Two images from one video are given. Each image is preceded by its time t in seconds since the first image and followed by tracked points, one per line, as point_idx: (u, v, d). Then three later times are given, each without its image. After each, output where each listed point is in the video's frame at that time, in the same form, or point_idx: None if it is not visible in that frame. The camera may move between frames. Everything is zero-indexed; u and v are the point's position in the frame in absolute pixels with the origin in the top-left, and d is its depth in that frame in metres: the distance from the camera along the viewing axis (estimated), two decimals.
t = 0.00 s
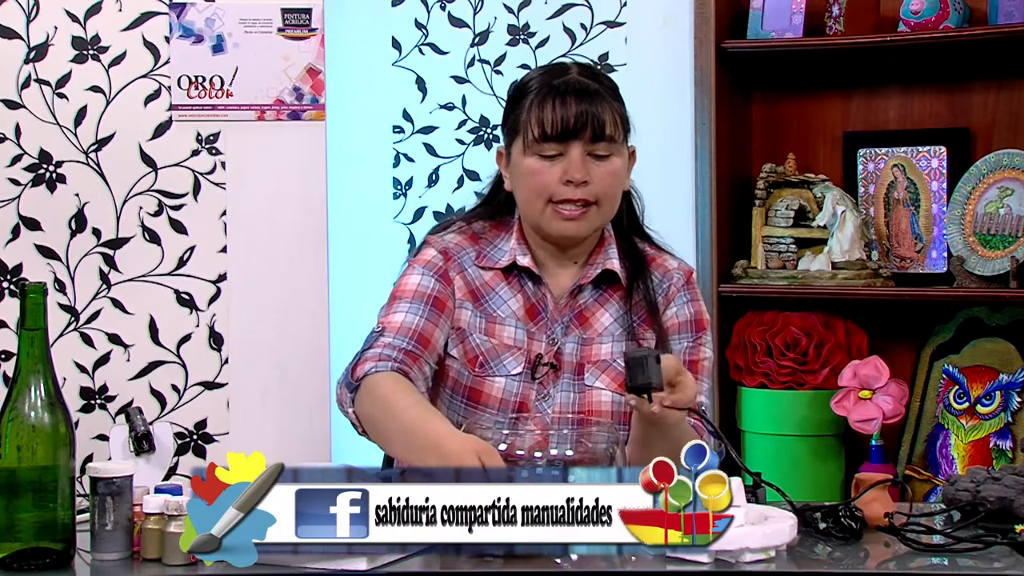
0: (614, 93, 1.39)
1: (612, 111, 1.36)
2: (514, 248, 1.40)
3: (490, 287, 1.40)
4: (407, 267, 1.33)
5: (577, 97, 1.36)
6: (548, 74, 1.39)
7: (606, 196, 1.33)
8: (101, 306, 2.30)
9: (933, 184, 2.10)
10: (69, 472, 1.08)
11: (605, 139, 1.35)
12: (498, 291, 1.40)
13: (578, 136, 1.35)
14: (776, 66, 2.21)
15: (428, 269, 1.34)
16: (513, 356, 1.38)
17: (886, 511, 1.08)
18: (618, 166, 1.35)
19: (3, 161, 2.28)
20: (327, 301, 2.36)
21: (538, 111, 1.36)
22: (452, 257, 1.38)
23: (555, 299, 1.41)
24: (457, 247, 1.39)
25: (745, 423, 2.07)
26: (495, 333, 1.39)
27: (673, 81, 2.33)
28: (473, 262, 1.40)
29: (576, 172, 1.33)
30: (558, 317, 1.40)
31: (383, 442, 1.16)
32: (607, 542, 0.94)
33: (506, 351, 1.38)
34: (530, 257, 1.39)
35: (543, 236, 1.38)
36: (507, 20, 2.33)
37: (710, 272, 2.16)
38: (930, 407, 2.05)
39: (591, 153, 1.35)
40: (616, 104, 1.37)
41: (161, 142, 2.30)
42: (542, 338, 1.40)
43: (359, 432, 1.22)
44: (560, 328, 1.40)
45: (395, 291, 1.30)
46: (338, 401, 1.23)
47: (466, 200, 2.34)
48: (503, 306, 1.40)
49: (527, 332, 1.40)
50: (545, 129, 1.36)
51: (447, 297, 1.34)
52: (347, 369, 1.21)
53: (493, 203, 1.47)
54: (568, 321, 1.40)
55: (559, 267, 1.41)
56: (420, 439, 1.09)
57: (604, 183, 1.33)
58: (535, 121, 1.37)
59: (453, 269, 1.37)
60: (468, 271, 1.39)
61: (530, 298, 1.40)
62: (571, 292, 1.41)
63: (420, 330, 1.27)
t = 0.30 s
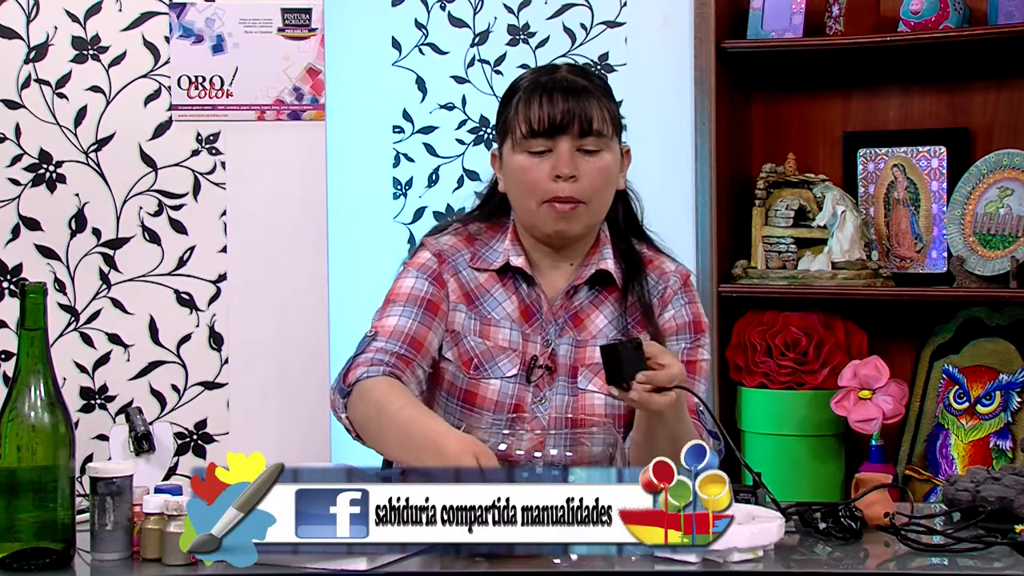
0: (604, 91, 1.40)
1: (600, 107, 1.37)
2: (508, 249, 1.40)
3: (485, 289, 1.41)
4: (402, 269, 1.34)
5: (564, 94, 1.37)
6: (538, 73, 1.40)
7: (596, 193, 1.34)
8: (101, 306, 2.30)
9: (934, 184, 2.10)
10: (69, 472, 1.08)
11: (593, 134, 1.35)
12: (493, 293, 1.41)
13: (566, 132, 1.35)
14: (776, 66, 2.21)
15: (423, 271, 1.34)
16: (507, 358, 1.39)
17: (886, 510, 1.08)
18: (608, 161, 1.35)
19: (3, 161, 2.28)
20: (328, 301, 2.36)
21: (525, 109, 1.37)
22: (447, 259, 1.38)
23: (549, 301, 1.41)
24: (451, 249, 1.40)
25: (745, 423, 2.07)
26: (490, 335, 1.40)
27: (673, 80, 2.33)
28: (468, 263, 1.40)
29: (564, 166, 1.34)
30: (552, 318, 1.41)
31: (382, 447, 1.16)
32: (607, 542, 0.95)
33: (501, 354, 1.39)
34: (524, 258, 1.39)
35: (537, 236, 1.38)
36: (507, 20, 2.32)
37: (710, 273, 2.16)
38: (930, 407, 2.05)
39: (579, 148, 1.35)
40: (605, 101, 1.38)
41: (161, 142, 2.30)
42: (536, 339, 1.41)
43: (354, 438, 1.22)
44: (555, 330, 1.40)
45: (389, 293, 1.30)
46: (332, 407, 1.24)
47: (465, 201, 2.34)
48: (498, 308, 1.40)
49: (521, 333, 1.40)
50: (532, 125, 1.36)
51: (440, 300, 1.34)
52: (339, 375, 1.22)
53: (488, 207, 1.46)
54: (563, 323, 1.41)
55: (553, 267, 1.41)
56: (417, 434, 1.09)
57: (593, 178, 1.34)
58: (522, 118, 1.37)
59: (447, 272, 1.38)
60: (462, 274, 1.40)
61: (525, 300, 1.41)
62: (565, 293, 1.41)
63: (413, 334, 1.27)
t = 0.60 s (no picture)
0: (599, 92, 1.39)
1: (593, 109, 1.36)
2: (508, 253, 1.40)
3: (485, 293, 1.40)
4: (401, 275, 1.34)
5: (556, 97, 1.37)
6: (533, 76, 1.39)
7: (593, 196, 1.35)
8: (101, 306, 2.30)
9: (934, 184, 2.10)
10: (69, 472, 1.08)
11: (587, 138, 1.36)
12: (492, 297, 1.40)
13: (559, 137, 1.36)
14: (776, 66, 2.21)
15: (422, 277, 1.34)
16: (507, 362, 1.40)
17: (886, 510, 1.08)
18: (603, 163, 1.36)
19: (3, 161, 2.28)
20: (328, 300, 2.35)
21: (517, 114, 1.37)
22: (446, 263, 1.38)
23: (549, 306, 1.42)
24: (451, 252, 1.39)
25: (745, 423, 2.07)
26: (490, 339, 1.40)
27: (673, 80, 2.32)
28: (467, 266, 1.39)
29: (559, 172, 1.34)
30: (551, 322, 1.42)
31: (418, 428, 1.17)
32: (607, 542, 0.95)
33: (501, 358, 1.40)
34: (523, 262, 1.39)
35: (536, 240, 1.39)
36: (507, 20, 2.32)
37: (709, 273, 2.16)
38: (930, 407, 2.05)
39: (573, 152, 1.35)
40: (599, 103, 1.37)
41: (161, 142, 2.30)
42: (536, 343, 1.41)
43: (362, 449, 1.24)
44: (554, 334, 1.41)
45: (389, 300, 1.31)
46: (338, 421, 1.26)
47: (465, 200, 2.31)
48: (498, 312, 1.40)
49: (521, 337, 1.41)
50: (525, 131, 1.36)
51: (440, 305, 1.34)
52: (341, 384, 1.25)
53: (489, 207, 1.45)
54: (562, 327, 1.41)
55: (554, 272, 1.41)
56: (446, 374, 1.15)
57: (588, 182, 1.34)
58: (514, 125, 1.37)
59: (447, 276, 1.38)
60: (462, 277, 1.39)
61: (525, 304, 1.42)
62: (565, 299, 1.41)
63: (413, 341, 1.29)
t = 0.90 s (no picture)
0: (600, 93, 1.38)
1: (594, 113, 1.36)
2: (510, 254, 1.39)
3: (488, 293, 1.39)
4: (406, 275, 1.35)
5: (556, 101, 1.36)
6: (534, 78, 1.38)
7: (595, 202, 1.36)
8: (101, 306, 2.30)
9: (934, 184, 2.10)
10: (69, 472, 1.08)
11: (588, 142, 1.36)
12: (496, 298, 1.39)
13: (560, 141, 1.36)
14: (776, 66, 2.21)
15: (426, 278, 1.34)
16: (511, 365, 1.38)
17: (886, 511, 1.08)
18: (605, 167, 1.36)
19: (3, 161, 2.28)
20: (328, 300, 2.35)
21: (517, 118, 1.37)
22: (449, 264, 1.38)
23: (552, 307, 1.41)
24: (454, 252, 1.39)
25: (745, 423, 2.07)
26: (494, 341, 1.39)
27: (673, 80, 2.32)
28: (471, 267, 1.39)
29: (560, 176, 1.34)
30: (554, 322, 1.41)
31: (429, 430, 1.18)
32: (607, 542, 0.95)
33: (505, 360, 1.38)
34: (526, 263, 1.38)
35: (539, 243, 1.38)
36: (507, 20, 2.32)
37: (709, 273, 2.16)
38: (930, 407, 2.05)
39: (574, 157, 1.36)
40: (600, 105, 1.37)
41: (161, 142, 2.30)
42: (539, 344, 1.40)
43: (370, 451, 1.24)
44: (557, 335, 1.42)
45: (393, 301, 1.31)
46: (346, 426, 1.25)
47: (466, 201, 2.32)
48: (501, 313, 1.39)
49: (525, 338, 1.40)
50: (526, 135, 1.36)
51: (444, 307, 1.34)
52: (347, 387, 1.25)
53: (491, 209, 1.44)
54: (565, 328, 1.42)
55: (557, 273, 1.41)
56: (461, 373, 1.15)
57: (589, 186, 1.35)
58: (515, 129, 1.37)
59: (451, 277, 1.37)
60: (466, 278, 1.38)
61: (529, 304, 1.41)
62: (568, 300, 1.41)
63: (417, 343, 1.29)
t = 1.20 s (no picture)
0: (606, 92, 1.38)
1: (600, 111, 1.36)
2: (511, 253, 1.39)
3: (489, 292, 1.39)
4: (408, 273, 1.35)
5: (563, 99, 1.37)
6: (540, 76, 1.39)
7: (600, 199, 1.36)
8: (101, 306, 2.30)
9: (933, 184, 2.10)
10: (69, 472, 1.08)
11: (594, 139, 1.36)
12: (497, 297, 1.39)
13: (566, 139, 1.36)
14: (775, 65, 2.21)
15: (427, 276, 1.35)
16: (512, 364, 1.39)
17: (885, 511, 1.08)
18: (609, 166, 1.36)
19: (3, 161, 2.28)
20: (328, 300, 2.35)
21: (524, 116, 1.37)
22: (450, 263, 1.38)
23: (553, 306, 1.41)
24: (456, 251, 1.39)
25: (745, 423, 2.07)
26: (494, 340, 1.39)
27: (673, 80, 2.32)
28: (472, 266, 1.39)
29: (565, 174, 1.34)
30: (555, 321, 1.40)
31: (431, 426, 1.18)
32: (607, 542, 0.95)
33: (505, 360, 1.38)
34: (527, 262, 1.38)
35: (541, 240, 1.38)
36: (507, 20, 2.32)
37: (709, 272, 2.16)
38: (930, 407, 2.05)
39: (580, 155, 1.36)
40: (606, 104, 1.37)
41: (161, 142, 2.30)
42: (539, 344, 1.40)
43: (369, 448, 1.24)
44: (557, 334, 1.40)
45: (394, 299, 1.32)
46: (346, 422, 1.26)
47: (466, 201, 2.33)
48: (502, 312, 1.40)
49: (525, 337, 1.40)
50: (532, 133, 1.36)
51: (445, 305, 1.35)
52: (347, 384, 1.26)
53: (493, 207, 1.45)
54: (566, 327, 1.40)
55: (559, 272, 1.40)
56: (463, 368, 1.15)
57: (594, 184, 1.35)
58: (521, 126, 1.37)
59: (452, 275, 1.37)
60: (466, 276, 1.38)
61: (529, 303, 1.41)
62: (569, 299, 1.40)
63: (418, 341, 1.30)
